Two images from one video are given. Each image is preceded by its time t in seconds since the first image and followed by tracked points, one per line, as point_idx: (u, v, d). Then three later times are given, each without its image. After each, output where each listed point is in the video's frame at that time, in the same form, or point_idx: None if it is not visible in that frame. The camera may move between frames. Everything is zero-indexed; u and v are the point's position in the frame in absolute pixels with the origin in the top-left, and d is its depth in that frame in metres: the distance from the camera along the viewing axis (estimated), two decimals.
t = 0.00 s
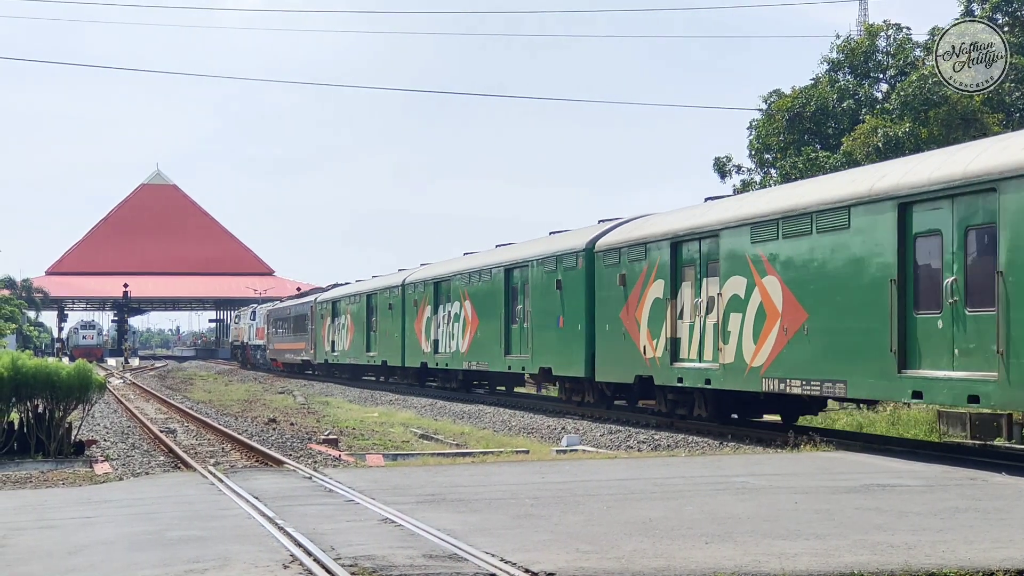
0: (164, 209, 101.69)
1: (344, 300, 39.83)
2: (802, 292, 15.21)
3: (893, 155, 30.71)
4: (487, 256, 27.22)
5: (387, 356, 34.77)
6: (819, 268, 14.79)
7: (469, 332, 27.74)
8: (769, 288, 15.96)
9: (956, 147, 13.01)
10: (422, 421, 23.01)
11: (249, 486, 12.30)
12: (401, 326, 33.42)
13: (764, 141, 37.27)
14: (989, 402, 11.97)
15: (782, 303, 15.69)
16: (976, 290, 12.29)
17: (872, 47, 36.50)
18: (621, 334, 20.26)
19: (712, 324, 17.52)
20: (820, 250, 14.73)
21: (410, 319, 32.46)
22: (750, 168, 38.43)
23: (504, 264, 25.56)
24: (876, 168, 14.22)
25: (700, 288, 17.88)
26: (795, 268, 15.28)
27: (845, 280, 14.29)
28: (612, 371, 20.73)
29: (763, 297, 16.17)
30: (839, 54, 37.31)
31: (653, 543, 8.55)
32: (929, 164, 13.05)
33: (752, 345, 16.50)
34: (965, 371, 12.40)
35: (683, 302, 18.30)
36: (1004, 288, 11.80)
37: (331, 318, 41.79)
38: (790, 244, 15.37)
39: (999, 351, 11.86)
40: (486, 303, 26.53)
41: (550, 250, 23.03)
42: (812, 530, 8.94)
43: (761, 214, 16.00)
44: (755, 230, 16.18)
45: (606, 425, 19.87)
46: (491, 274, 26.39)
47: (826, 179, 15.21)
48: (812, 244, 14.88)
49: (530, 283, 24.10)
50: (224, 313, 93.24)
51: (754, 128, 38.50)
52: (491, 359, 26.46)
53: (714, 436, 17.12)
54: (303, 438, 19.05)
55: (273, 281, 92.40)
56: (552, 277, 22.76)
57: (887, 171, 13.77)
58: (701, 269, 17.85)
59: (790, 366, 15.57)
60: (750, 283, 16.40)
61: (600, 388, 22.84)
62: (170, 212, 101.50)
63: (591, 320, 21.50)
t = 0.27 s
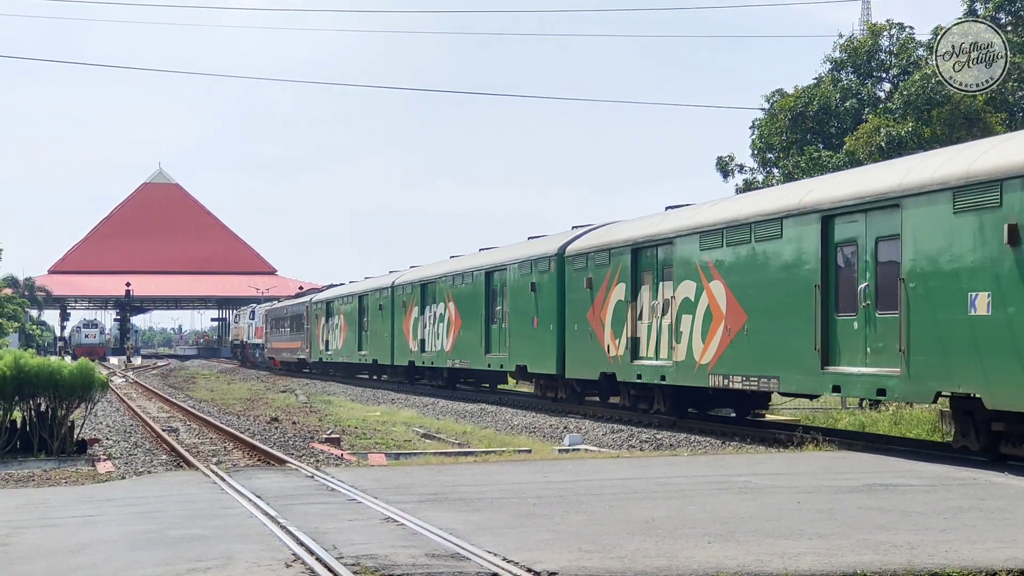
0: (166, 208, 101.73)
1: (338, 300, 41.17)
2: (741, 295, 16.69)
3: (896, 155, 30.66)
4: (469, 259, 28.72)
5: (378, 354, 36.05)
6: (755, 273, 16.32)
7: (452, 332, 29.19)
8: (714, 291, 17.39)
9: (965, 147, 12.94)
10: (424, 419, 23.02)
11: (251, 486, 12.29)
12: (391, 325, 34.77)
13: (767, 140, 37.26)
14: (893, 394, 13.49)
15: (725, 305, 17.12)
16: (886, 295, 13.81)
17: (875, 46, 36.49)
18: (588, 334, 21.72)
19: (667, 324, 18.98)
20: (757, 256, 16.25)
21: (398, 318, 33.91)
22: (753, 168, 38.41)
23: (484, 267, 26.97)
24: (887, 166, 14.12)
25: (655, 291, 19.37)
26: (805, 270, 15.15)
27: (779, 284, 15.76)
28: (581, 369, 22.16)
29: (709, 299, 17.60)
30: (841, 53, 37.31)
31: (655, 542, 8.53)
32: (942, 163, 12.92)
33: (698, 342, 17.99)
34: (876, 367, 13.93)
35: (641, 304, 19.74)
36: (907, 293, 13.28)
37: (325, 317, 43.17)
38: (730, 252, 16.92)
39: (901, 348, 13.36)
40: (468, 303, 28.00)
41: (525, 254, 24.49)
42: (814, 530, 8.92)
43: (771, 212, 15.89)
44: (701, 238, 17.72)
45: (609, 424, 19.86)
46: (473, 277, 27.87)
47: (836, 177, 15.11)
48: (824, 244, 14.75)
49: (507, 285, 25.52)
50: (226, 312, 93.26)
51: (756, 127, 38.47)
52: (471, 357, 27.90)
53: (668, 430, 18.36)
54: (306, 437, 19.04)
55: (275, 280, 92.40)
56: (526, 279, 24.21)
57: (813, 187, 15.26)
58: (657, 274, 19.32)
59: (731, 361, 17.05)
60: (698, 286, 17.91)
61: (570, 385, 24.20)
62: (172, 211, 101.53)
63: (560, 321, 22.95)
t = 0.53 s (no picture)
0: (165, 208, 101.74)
1: (331, 301, 42.87)
2: (690, 299, 18.10)
3: (896, 155, 30.66)
4: (452, 264, 30.56)
5: (368, 354, 37.60)
6: (702, 278, 17.74)
7: (436, 333, 30.93)
8: (667, 295, 18.92)
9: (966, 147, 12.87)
10: (424, 420, 23.02)
11: (250, 486, 12.28)
12: (379, 325, 36.45)
13: (766, 141, 37.26)
14: (815, 389, 14.89)
15: (676, 309, 18.61)
16: (810, 300, 15.22)
17: (875, 47, 36.45)
18: (557, 334, 23.45)
19: (626, 326, 20.60)
20: (704, 262, 17.68)
21: (386, 319, 35.63)
22: (753, 168, 38.41)
23: (466, 271, 28.83)
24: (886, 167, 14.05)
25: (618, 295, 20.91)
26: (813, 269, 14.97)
27: (722, 289, 17.20)
28: (552, 365, 23.91)
29: (663, 304, 19.09)
30: (841, 54, 37.29)
31: (655, 543, 8.53)
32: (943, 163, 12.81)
33: (654, 343, 19.52)
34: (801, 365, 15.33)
35: (604, 307, 21.32)
36: (828, 299, 14.66)
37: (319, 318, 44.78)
38: (680, 258, 18.38)
39: (822, 348, 14.80)
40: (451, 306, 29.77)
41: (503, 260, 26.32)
42: (813, 530, 8.93)
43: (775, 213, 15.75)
44: (657, 245, 19.17)
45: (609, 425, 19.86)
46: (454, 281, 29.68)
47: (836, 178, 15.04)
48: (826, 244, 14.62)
49: (486, 287, 27.36)
50: (226, 312, 93.27)
51: (756, 128, 38.47)
52: (453, 356, 29.65)
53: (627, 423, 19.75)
54: (305, 437, 19.05)
55: (275, 280, 92.42)
56: (503, 283, 26.12)
57: (753, 200, 16.66)
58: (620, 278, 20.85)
59: (682, 361, 18.56)
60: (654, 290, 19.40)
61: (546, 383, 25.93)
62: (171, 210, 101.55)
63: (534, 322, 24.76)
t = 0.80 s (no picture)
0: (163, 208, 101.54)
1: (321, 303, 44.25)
2: (643, 303, 19.63)
3: (893, 156, 30.68)
4: (432, 268, 31.97)
5: (354, 353, 39.06)
6: (653, 283, 19.29)
7: (415, 333, 32.32)
8: (623, 298, 20.45)
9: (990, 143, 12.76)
10: (421, 420, 22.99)
11: (247, 486, 12.26)
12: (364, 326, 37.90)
13: (764, 141, 37.26)
14: (750, 384, 16.45)
15: (630, 311, 20.09)
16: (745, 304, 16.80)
17: (872, 47, 36.48)
18: (526, 335, 24.91)
19: (588, 327, 22.12)
20: (655, 268, 19.22)
21: (372, 320, 36.98)
22: (750, 169, 38.42)
23: (444, 274, 30.26)
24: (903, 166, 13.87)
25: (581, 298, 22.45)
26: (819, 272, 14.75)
27: (672, 293, 18.67)
28: (521, 363, 25.29)
29: (620, 307, 20.62)
30: (839, 55, 37.28)
31: (652, 543, 8.53)
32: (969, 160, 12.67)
33: (612, 342, 21.06)
34: (737, 363, 16.93)
35: (569, 309, 22.82)
36: (760, 303, 16.23)
37: (309, 318, 46.10)
38: (635, 264, 19.95)
39: (757, 348, 16.32)
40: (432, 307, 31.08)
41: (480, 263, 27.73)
42: (810, 530, 8.93)
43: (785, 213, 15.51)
44: (615, 252, 20.74)
45: (606, 425, 19.85)
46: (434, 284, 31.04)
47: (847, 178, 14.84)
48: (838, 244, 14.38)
49: (463, 290, 28.78)
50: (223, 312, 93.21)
51: (753, 128, 38.46)
52: (431, 355, 31.01)
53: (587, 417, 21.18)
54: (302, 437, 19.02)
55: (272, 280, 92.34)
56: (478, 286, 27.53)
57: (698, 211, 18.26)
58: (584, 282, 22.38)
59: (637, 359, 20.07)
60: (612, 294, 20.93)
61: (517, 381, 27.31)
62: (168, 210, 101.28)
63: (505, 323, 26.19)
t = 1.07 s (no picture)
0: (162, 207, 101.52)
1: (313, 303, 45.66)
2: (604, 305, 21.19)
3: (892, 156, 30.70)
4: (418, 271, 33.52)
5: (344, 352, 40.64)
6: (615, 286, 20.79)
7: (402, 333, 33.95)
8: (587, 301, 22.03)
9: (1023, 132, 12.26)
10: (420, 419, 22.99)
11: (246, 485, 12.26)
12: (354, 327, 39.54)
13: (763, 141, 37.26)
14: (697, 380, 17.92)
15: (594, 313, 21.66)
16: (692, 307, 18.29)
17: (871, 48, 36.53)
18: (501, 335, 26.60)
19: (556, 328, 23.69)
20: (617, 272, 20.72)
21: (361, 323, 38.52)
22: (749, 169, 38.43)
23: (428, 277, 31.98)
24: (931, 158, 13.47)
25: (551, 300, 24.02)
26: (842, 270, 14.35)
27: (628, 296, 20.21)
28: (497, 362, 26.98)
29: (585, 309, 22.17)
30: (838, 55, 37.27)
31: (651, 543, 8.54)
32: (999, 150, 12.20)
33: (578, 342, 22.61)
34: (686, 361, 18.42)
35: (540, 311, 24.42)
36: (704, 305, 17.70)
37: (301, 318, 47.37)
38: (598, 269, 21.47)
39: (701, 347, 17.81)
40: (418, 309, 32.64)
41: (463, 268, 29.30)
42: (809, 530, 8.94)
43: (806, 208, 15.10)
44: (581, 257, 22.25)
45: (605, 425, 19.86)
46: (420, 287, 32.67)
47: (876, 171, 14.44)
48: (864, 240, 14.02)
49: (445, 293, 30.50)
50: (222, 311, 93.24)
51: (752, 128, 38.45)
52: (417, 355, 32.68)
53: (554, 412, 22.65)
54: (302, 437, 19.01)
55: (271, 280, 92.31)
56: (458, 289, 29.30)
57: (654, 220, 19.76)
58: (555, 285, 23.89)
59: (599, 358, 21.60)
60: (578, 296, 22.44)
61: (495, 378, 28.97)
62: (167, 209, 101.22)
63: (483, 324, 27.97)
